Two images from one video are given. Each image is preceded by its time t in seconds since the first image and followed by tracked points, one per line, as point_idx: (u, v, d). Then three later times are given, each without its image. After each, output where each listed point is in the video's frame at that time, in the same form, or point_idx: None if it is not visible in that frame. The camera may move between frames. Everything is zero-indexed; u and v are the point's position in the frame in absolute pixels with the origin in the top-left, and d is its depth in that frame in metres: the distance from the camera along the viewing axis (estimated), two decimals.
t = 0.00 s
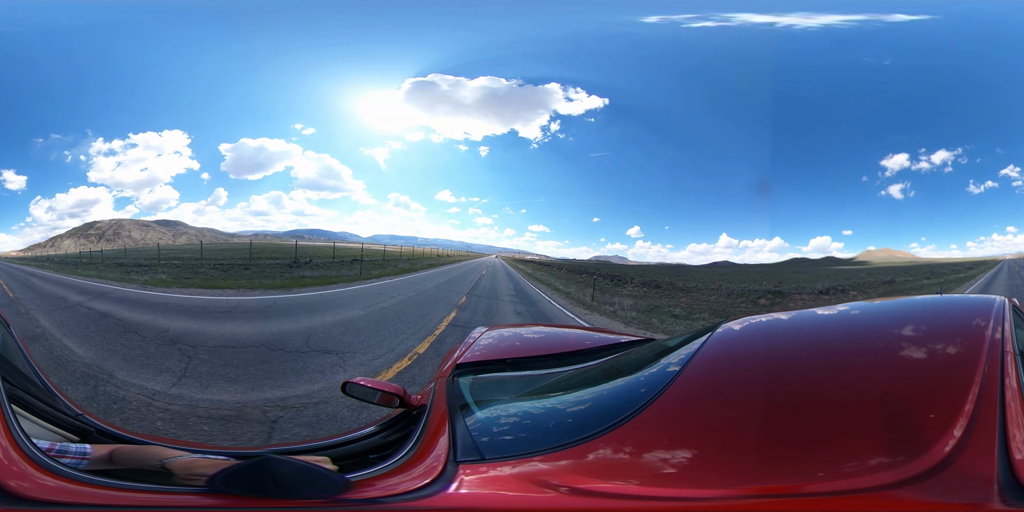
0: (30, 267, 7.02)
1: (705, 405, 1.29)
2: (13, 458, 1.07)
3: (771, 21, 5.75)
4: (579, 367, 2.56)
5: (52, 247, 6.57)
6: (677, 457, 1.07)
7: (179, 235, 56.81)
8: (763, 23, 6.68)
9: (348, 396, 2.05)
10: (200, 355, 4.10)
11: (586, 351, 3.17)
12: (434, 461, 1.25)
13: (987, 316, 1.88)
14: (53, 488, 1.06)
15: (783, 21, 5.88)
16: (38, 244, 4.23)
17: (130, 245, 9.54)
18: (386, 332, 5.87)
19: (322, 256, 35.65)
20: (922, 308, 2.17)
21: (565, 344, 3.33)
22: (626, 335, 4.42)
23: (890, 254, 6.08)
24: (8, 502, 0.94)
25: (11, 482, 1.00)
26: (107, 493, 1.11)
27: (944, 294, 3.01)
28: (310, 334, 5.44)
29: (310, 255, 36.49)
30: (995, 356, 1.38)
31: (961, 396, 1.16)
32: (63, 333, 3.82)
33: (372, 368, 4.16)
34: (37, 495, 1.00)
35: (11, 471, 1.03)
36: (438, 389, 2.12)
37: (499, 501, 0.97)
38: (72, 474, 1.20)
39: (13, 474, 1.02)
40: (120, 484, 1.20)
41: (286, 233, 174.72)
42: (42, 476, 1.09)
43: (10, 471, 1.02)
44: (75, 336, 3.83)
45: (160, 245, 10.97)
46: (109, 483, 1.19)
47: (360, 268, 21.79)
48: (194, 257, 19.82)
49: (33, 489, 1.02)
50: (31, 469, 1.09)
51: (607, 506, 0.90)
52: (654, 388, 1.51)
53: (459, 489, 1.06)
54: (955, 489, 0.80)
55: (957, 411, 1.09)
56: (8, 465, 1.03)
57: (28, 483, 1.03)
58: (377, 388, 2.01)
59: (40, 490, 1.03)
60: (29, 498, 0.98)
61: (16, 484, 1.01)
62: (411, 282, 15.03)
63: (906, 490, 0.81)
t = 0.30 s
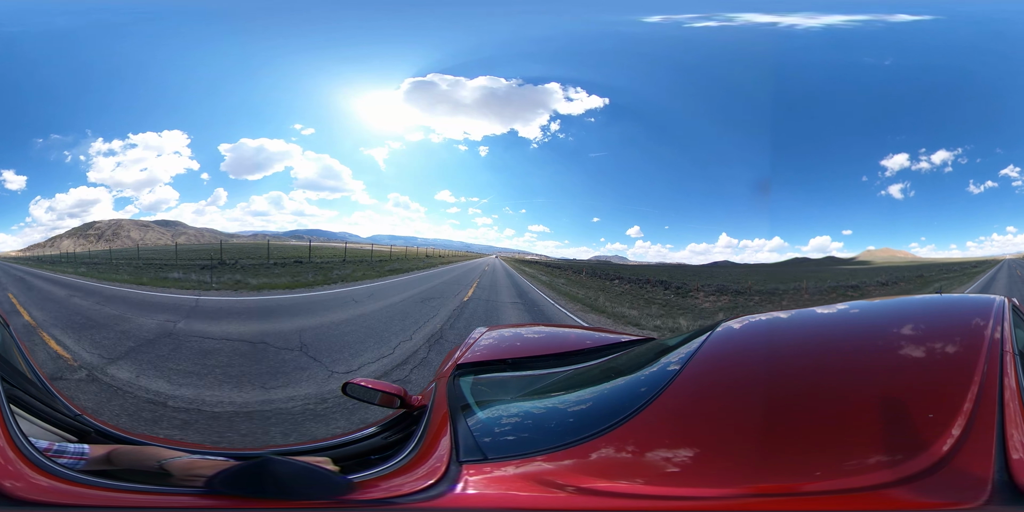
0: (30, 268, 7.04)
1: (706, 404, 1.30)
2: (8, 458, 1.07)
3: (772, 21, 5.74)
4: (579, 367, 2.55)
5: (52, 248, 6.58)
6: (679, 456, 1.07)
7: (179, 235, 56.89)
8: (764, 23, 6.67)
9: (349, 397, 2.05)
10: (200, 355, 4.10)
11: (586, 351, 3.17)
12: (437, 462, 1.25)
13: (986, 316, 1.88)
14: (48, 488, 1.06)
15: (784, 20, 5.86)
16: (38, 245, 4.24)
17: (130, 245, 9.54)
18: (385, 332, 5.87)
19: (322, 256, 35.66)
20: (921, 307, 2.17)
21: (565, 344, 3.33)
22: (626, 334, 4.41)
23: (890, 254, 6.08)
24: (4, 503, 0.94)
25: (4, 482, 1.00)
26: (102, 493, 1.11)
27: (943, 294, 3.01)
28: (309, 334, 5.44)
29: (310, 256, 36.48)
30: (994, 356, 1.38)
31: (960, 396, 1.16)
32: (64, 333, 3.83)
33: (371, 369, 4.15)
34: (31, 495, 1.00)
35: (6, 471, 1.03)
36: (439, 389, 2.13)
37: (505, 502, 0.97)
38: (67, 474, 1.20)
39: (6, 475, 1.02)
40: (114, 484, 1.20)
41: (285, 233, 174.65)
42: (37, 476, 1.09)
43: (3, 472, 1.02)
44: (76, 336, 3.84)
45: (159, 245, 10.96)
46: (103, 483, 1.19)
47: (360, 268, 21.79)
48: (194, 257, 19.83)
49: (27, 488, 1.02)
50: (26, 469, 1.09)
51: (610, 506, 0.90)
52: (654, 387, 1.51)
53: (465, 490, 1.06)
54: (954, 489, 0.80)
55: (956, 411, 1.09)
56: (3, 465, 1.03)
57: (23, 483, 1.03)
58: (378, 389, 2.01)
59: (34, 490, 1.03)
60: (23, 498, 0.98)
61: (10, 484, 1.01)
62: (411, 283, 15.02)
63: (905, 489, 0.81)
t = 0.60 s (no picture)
0: (29, 267, 7.03)
1: (705, 404, 1.30)
2: (10, 457, 1.07)
3: (775, 21, 5.74)
4: (579, 367, 2.55)
5: (51, 247, 6.57)
6: (679, 457, 1.07)
7: (179, 235, 56.78)
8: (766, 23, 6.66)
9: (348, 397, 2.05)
10: (200, 355, 4.10)
11: (586, 351, 3.16)
12: (435, 461, 1.25)
13: (986, 316, 1.88)
14: (51, 487, 1.06)
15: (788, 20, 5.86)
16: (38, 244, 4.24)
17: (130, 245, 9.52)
18: (385, 332, 5.87)
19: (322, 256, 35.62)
20: (921, 307, 2.17)
21: (565, 344, 3.34)
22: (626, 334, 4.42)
23: (891, 254, 6.08)
24: (6, 502, 0.94)
25: (8, 481, 1.00)
26: (104, 493, 1.10)
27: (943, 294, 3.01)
28: (310, 334, 5.44)
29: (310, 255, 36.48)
30: (994, 356, 1.38)
31: (960, 396, 1.16)
32: (64, 332, 3.83)
33: (371, 369, 4.14)
34: (35, 495, 1.00)
35: (9, 470, 1.02)
36: (438, 389, 2.12)
37: (503, 501, 0.97)
38: (69, 474, 1.20)
39: (10, 474, 1.02)
40: (116, 484, 1.20)
41: (285, 233, 174.59)
42: (40, 476, 1.09)
43: (7, 471, 1.02)
44: (76, 336, 3.83)
45: (158, 245, 10.93)
46: (105, 483, 1.18)
47: (360, 268, 21.77)
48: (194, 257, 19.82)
49: (30, 488, 1.02)
50: (28, 469, 1.09)
51: (609, 506, 0.90)
52: (654, 388, 1.51)
53: (461, 489, 1.06)
54: (956, 489, 0.80)
55: (957, 411, 1.09)
56: (6, 464, 1.03)
57: (27, 483, 1.03)
58: (377, 389, 2.01)
59: (38, 490, 1.03)
60: (27, 498, 0.98)
61: (14, 484, 1.00)
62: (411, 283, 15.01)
63: (906, 489, 0.81)
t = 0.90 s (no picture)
0: (28, 267, 7.01)
1: (705, 404, 1.30)
2: (11, 458, 1.07)
3: (778, 22, 5.74)
4: (579, 367, 2.55)
5: (51, 248, 6.57)
6: (679, 457, 1.07)
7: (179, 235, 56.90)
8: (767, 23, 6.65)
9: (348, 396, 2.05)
10: (201, 354, 4.11)
11: (586, 351, 3.16)
12: (435, 461, 1.25)
13: (986, 316, 1.89)
14: (52, 488, 1.06)
15: (791, 20, 5.85)
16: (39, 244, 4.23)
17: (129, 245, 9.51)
18: (384, 332, 5.87)
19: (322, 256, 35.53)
20: (921, 307, 2.18)
21: (565, 344, 3.34)
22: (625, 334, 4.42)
23: (891, 254, 6.08)
24: (7, 502, 0.93)
25: (9, 481, 1.00)
26: (104, 493, 1.10)
27: (943, 294, 3.02)
28: (310, 334, 5.43)
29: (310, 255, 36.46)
30: (994, 356, 1.38)
31: (961, 396, 1.16)
32: (66, 333, 3.84)
33: (371, 368, 4.14)
34: (36, 494, 1.00)
35: (11, 471, 1.02)
36: (438, 389, 2.13)
37: (502, 501, 0.97)
38: (70, 474, 1.20)
39: (12, 474, 1.02)
40: (117, 483, 1.20)
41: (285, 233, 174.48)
42: (41, 476, 1.09)
43: (8, 471, 1.02)
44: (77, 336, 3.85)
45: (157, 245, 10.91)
46: (105, 483, 1.18)
47: (360, 268, 21.73)
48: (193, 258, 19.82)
49: (31, 488, 1.02)
50: (29, 469, 1.09)
51: (608, 506, 0.90)
52: (654, 388, 1.51)
53: (460, 490, 1.06)
54: (957, 488, 0.80)
55: (958, 411, 1.09)
56: (7, 464, 1.03)
57: (28, 483, 1.03)
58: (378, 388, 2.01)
59: (40, 490, 1.03)
60: (28, 497, 0.98)
61: (15, 484, 1.00)
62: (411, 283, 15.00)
63: (907, 488, 0.81)
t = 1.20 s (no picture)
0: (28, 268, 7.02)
1: (706, 404, 1.30)
2: (11, 458, 1.07)
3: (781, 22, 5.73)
4: (580, 367, 2.56)
5: (51, 248, 6.56)
6: (680, 456, 1.07)
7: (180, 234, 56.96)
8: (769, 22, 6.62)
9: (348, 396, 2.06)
10: (201, 354, 4.12)
11: (586, 351, 3.17)
12: (436, 461, 1.25)
13: (986, 316, 1.89)
14: (52, 488, 1.06)
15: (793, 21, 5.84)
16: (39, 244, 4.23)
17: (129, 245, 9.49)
18: (385, 332, 5.87)
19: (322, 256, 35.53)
20: (921, 307, 2.18)
21: (566, 344, 3.34)
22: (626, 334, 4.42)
23: (892, 254, 6.09)
24: (8, 503, 0.94)
25: (9, 482, 1.00)
26: (105, 493, 1.11)
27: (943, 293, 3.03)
28: (310, 334, 5.44)
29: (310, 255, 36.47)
30: (995, 356, 1.39)
31: (961, 396, 1.17)
32: (68, 333, 3.85)
33: (371, 369, 4.14)
34: (36, 495, 1.01)
35: (10, 471, 1.03)
36: (439, 389, 2.13)
37: (504, 501, 0.97)
38: (70, 475, 1.20)
39: (11, 475, 1.02)
40: (117, 484, 1.20)
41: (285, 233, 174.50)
42: (41, 476, 1.09)
43: (8, 472, 1.02)
44: (78, 336, 3.86)
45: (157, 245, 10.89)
46: (106, 483, 1.19)
47: (360, 268, 21.73)
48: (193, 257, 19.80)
49: (31, 489, 1.02)
50: (29, 469, 1.09)
51: (609, 505, 0.90)
52: (654, 387, 1.52)
53: (462, 490, 1.06)
54: (955, 488, 0.81)
55: (958, 411, 1.09)
56: (7, 465, 1.03)
57: (27, 483, 1.03)
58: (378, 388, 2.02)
59: (39, 491, 1.03)
60: (28, 498, 0.99)
61: (14, 484, 1.01)
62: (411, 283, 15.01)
63: (907, 488, 0.81)
